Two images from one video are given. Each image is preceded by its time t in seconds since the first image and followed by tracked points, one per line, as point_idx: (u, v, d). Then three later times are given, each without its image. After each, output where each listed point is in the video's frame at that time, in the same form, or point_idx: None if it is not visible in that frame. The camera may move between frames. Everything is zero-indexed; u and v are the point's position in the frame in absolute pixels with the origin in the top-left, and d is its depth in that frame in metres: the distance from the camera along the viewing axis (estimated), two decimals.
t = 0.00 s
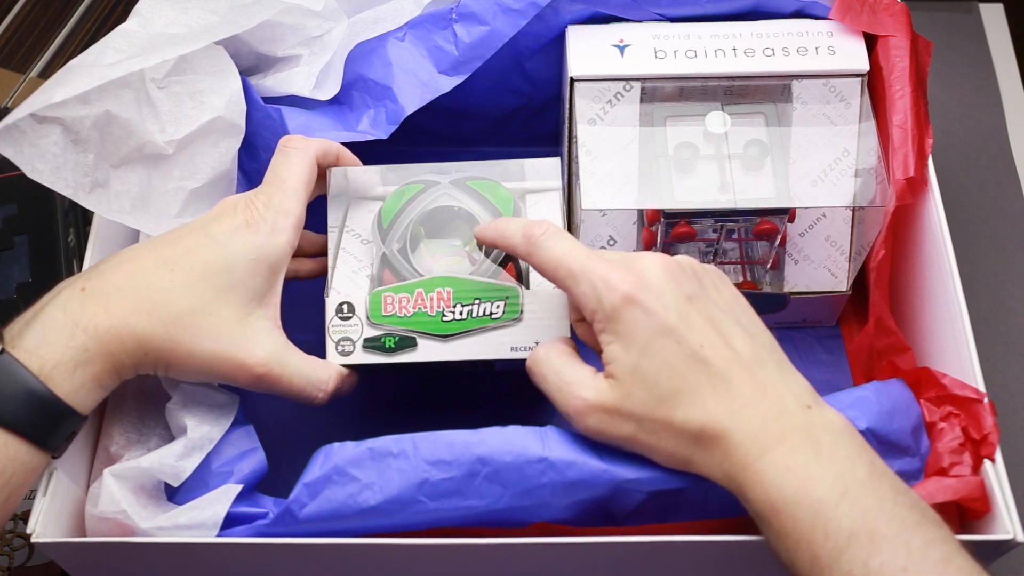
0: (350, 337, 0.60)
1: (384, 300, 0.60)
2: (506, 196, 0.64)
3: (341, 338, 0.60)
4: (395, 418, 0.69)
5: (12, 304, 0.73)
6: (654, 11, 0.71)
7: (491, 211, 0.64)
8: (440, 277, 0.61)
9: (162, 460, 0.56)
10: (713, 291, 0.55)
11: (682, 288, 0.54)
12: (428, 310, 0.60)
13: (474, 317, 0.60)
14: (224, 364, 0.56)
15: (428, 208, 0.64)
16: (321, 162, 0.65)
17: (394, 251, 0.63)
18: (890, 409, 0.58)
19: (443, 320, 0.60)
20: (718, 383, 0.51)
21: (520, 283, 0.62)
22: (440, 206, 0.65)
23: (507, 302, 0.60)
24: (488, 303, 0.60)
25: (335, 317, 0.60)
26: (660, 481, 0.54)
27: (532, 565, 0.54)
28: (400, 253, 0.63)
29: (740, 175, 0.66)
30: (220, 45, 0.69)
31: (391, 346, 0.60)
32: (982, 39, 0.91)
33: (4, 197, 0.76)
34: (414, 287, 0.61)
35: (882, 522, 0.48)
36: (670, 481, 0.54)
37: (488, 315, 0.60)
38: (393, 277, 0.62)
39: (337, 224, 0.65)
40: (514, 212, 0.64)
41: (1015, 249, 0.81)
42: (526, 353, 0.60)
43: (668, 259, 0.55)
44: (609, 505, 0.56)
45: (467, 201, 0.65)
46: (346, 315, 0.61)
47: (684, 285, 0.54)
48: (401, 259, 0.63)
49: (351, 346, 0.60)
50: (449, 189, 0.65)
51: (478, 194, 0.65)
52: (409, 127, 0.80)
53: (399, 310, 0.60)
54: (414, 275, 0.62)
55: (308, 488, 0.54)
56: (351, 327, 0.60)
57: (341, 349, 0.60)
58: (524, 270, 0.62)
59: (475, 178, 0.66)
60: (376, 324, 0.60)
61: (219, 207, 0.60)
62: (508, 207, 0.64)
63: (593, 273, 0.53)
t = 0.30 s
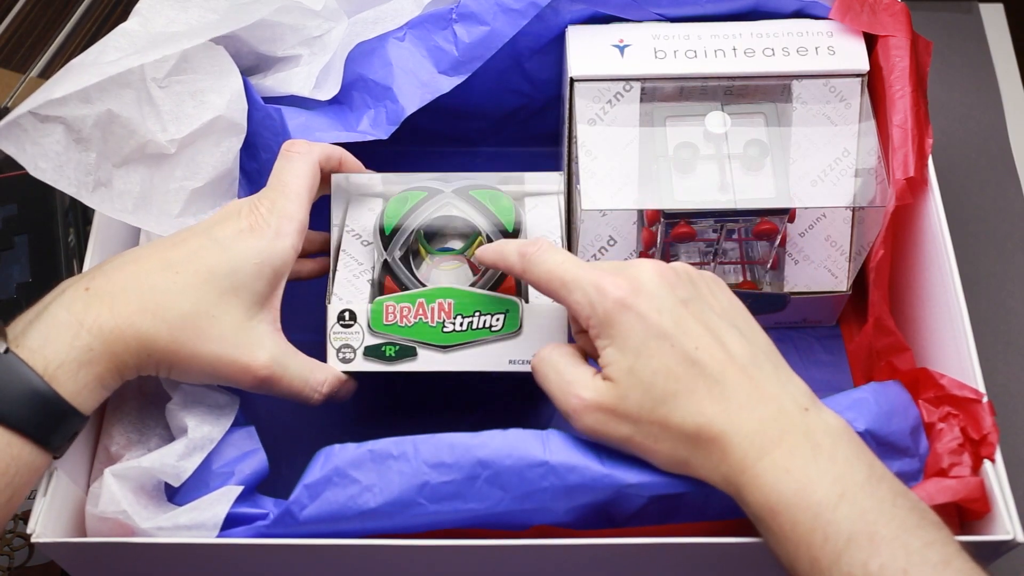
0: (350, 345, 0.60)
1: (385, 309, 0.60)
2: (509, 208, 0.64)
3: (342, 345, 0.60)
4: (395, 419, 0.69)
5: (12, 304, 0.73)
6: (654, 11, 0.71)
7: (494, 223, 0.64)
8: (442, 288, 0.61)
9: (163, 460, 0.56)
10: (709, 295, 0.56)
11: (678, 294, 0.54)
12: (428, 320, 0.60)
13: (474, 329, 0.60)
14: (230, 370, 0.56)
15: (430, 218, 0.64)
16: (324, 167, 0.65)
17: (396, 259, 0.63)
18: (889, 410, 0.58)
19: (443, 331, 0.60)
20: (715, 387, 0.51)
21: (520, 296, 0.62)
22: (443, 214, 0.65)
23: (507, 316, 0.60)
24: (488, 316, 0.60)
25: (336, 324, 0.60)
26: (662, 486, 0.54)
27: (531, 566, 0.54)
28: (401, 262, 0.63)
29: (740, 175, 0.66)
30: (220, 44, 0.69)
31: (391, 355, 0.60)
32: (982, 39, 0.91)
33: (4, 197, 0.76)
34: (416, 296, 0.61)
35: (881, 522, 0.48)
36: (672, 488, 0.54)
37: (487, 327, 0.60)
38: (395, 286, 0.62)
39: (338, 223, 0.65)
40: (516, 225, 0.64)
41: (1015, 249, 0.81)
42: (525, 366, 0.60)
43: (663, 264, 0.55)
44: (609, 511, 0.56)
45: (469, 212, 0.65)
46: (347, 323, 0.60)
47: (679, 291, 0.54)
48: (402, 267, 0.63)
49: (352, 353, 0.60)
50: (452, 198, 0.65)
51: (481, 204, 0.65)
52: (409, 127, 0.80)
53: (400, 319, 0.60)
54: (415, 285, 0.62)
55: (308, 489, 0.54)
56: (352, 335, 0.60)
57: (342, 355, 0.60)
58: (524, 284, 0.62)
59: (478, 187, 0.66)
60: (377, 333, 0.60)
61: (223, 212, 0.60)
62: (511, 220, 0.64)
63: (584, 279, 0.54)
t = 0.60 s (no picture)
0: (348, 346, 0.60)
1: (383, 312, 0.60)
2: (509, 212, 0.63)
3: (340, 347, 0.60)
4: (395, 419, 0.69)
5: (12, 304, 0.73)
6: (654, 11, 0.71)
7: (493, 226, 0.63)
8: (440, 292, 0.61)
9: (163, 461, 0.56)
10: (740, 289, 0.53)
11: (708, 287, 0.51)
12: (427, 324, 0.60)
13: (473, 333, 0.60)
14: (225, 366, 0.56)
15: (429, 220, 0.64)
16: (323, 166, 0.64)
17: (395, 261, 0.63)
18: (891, 409, 0.58)
19: (441, 336, 0.60)
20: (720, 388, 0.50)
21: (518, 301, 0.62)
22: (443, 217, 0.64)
23: (505, 321, 0.60)
24: (487, 320, 0.60)
25: (335, 326, 0.61)
26: (660, 475, 0.54)
27: (531, 565, 0.54)
28: (399, 264, 0.63)
29: (740, 175, 0.66)
30: (220, 44, 0.70)
31: (389, 357, 0.60)
32: (982, 39, 0.91)
33: (5, 197, 0.76)
34: (414, 300, 0.61)
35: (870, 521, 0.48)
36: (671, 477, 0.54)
37: (485, 332, 0.60)
38: (394, 288, 0.62)
39: (339, 217, 0.65)
40: (516, 228, 0.63)
41: (1015, 249, 0.81)
42: (522, 371, 0.60)
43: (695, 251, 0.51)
44: (608, 505, 0.56)
45: (469, 216, 0.64)
46: (346, 324, 0.61)
47: (709, 285, 0.51)
48: (400, 269, 0.62)
49: (350, 355, 0.60)
50: (453, 202, 0.64)
51: (481, 207, 0.64)
52: (408, 127, 0.80)
53: (398, 322, 0.60)
54: (414, 287, 0.62)
55: (308, 487, 0.54)
56: (351, 337, 0.60)
57: (340, 357, 0.60)
58: (524, 287, 0.63)
59: (479, 188, 0.64)
60: (374, 335, 0.60)
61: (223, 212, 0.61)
62: (511, 223, 0.63)
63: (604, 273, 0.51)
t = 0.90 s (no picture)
0: (345, 351, 0.60)
1: (381, 317, 0.60)
2: (509, 220, 0.64)
3: (337, 351, 0.60)
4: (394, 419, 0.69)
5: (12, 304, 0.73)
6: (654, 10, 0.71)
7: (492, 233, 0.63)
8: (438, 299, 0.61)
9: (161, 460, 0.56)
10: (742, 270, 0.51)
11: (707, 277, 0.49)
12: (424, 330, 0.60)
13: (470, 341, 0.60)
14: (230, 373, 0.57)
15: (429, 225, 0.64)
16: (325, 169, 0.64)
17: (394, 266, 0.62)
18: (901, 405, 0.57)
19: (439, 342, 0.60)
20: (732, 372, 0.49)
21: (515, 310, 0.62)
22: (443, 221, 0.64)
23: (503, 329, 0.60)
24: (485, 329, 0.60)
25: (332, 330, 0.60)
26: (657, 461, 0.54)
27: (530, 564, 0.54)
28: (399, 267, 0.62)
29: (741, 175, 0.66)
30: (221, 45, 0.70)
31: (386, 363, 0.60)
32: (981, 39, 0.91)
33: (5, 197, 0.76)
34: (414, 305, 0.61)
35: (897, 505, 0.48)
36: (668, 462, 0.54)
37: (482, 340, 0.60)
38: (392, 292, 0.62)
39: (338, 219, 0.65)
40: (516, 235, 0.63)
41: (1015, 249, 0.81)
42: (517, 381, 0.60)
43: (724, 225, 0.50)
44: (606, 497, 0.56)
45: (469, 222, 0.64)
46: (344, 328, 0.60)
47: (711, 274, 0.50)
48: (400, 273, 0.62)
49: (347, 359, 0.60)
50: (454, 207, 0.64)
51: (480, 213, 0.64)
52: (409, 126, 0.80)
53: (396, 328, 0.60)
54: (414, 293, 0.62)
55: (306, 485, 0.54)
56: (348, 341, 0.60)
57: (336, 361, 0.60)
58: (521, 295, 0.62)
59: (480, 196, 0.65)
60: (371, 340, 0.60)
61: (224, 212, 0.61)
62: (510, 231, 0.64)
63: (605, 261, 0.48)
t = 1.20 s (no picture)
0: (346, 349, 0.60)
1: (381, 315, 0.60)
2: (510, 218, 0.63)
3: (338, 349, 0.60)
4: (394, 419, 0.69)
5: (12, 304, 0.73)
6: (654, 10, 0.71)
7: (493, 231, 0.62)
8: (440, 297, 0.61)
9: (160, 461, 0.56)
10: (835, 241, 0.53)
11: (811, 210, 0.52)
12: (425, 328, 0.60)
13: (471, 340, 0.60)
14: (228, 370, 0.57)
15: (430, 223, 0.63)
16: (323, 166, 0.64)
17: (395, 263, 0.62)
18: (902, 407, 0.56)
19: (439, 340, 0.60)
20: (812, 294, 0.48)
21: (516, 308, 0.62)
22: (443, 218, 0.63)
23: (504, 327, 0.60)
24: (486, 327, 0.60)
25: (332, 328, 0.60)
26: (658, 463, 0.54)
27: (530, 564, 0.54)
28: (399, 265, 0.62)
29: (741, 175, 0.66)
30: (221, 44, 0.70)
31: (386, 361, 0.60)
32: (981, 39, 0.91)
33: (5, 197, 0.76)
34: (414, 304, 0.60)
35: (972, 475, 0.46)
36: (667, 465, 0.54)
37: (482, 338, 0.60)
38: (392, 290, 0.62)
39: (339, 215, 0.65)
40: (517, 234, 0.63)
41: (1015, 249, 0.81)
42: (518, 379, 0.60)
43: (771, 161, 0.53)
44: (608, 499, 0.56)
45: (470, 219, 0.63)
46: (344, 326, 0.61)
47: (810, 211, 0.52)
48: (400, 271, 0.62)
49: (347, 357, 0.60)
50: (454, 205, 0.63)
51: (481, 210, 0.63)
52: (409, 126, 0.80)
53: (396, 326, 0.60)
54: (414, 291, 0.62)
55: (305, 486, 0.54)
56: (349, 339, 0.60)
57: (337, 359, 0.60)
58: (522, 293, 0.62)
59: (480, 194, 0.64)
60: (372, 338, 0.60)
61: (223, 211, 0.61)
62: (512, 229, 0.63)
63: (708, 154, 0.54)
